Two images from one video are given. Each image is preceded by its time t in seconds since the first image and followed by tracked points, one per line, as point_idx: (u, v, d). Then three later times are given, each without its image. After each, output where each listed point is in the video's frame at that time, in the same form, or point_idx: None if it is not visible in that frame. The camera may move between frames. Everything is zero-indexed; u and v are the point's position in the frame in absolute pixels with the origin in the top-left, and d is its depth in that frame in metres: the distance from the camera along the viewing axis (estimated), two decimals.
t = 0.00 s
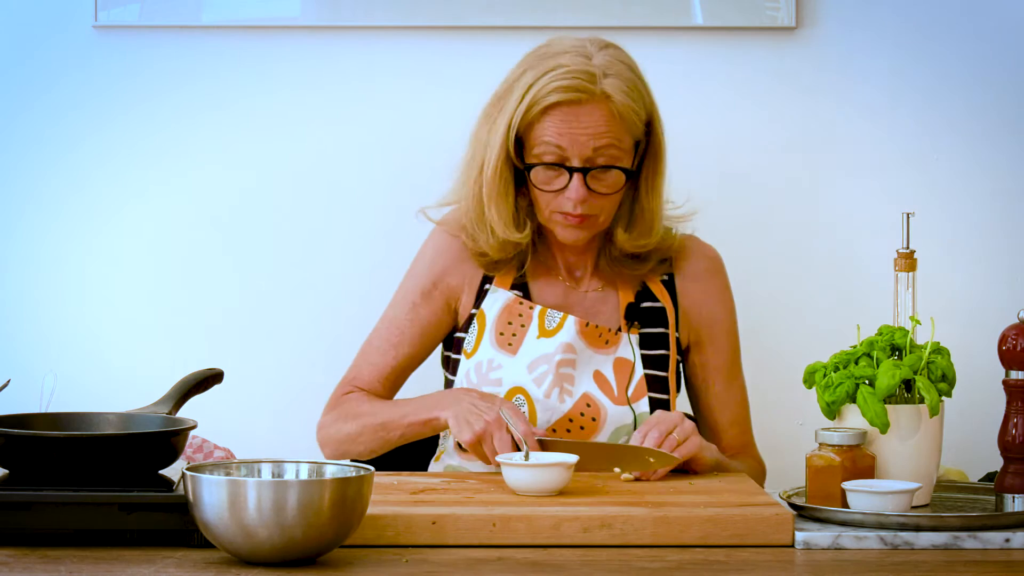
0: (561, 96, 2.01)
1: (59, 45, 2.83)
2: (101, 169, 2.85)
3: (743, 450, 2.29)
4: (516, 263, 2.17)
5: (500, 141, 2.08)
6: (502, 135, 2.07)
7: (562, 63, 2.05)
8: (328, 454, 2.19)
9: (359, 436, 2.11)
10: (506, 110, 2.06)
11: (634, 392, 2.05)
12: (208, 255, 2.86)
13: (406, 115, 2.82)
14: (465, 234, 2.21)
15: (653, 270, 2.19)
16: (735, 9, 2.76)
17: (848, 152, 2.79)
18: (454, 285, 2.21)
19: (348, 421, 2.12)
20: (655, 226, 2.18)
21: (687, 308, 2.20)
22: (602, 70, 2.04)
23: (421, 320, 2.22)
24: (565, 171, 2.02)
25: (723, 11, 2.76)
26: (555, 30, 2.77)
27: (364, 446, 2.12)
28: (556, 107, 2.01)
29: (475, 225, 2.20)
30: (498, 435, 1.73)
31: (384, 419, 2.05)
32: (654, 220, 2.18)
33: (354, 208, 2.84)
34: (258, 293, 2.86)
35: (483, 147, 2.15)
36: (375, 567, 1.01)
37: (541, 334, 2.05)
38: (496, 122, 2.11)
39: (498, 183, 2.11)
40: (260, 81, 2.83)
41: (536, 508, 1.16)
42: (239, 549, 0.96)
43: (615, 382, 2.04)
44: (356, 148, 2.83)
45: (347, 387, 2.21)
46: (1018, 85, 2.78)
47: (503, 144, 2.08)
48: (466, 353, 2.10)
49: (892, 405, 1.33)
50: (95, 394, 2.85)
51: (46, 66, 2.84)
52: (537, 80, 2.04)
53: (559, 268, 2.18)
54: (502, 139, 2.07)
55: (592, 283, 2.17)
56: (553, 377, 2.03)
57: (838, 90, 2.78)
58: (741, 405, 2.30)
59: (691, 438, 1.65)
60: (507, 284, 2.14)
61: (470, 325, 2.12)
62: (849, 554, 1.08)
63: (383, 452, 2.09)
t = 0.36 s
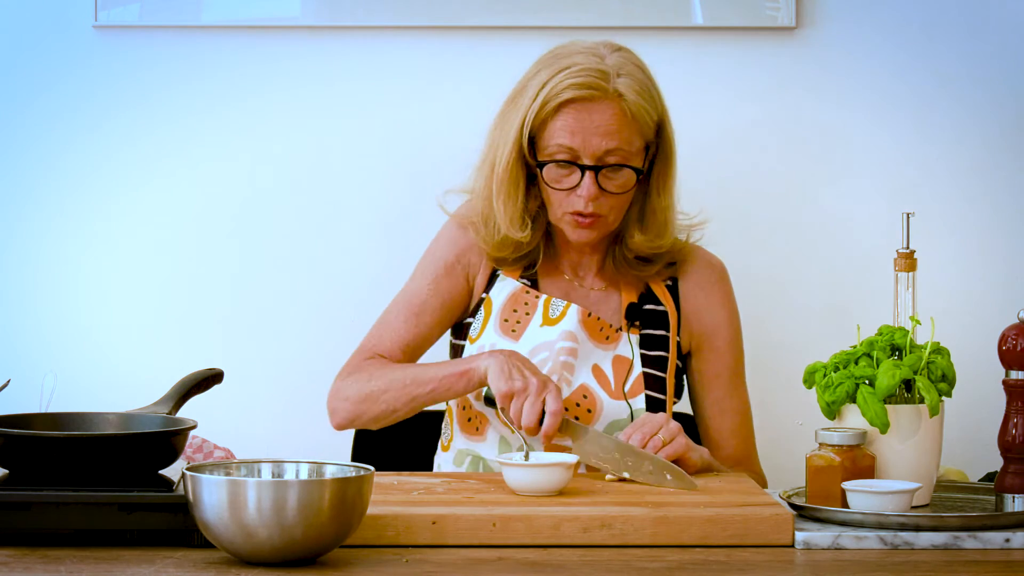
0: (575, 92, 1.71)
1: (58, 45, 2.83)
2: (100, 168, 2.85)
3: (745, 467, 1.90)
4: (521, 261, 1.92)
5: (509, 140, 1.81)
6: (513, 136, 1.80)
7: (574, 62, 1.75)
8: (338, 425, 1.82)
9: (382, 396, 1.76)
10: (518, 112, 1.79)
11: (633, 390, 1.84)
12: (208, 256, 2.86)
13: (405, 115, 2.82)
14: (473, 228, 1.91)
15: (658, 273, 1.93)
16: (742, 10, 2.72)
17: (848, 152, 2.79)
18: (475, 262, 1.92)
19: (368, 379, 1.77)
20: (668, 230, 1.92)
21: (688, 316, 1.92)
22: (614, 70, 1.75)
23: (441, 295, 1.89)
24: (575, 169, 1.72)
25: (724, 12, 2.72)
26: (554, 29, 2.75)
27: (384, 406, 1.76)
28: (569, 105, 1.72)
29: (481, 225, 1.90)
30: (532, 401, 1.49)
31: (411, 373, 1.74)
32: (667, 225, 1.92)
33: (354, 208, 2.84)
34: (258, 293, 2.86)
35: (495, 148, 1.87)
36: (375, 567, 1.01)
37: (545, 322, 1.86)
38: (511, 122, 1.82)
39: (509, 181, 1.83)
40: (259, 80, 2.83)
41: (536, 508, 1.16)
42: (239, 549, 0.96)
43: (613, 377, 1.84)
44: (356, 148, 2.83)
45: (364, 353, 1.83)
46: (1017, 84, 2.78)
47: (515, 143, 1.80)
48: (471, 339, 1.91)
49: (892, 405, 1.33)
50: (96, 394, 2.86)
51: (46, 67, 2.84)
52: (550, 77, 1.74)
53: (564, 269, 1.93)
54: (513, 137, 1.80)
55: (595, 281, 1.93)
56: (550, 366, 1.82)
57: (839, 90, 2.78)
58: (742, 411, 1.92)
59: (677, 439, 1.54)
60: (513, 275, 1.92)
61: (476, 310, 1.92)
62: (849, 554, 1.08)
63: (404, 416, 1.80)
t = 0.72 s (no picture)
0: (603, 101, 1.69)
1: (57, 45, 2.83)
2: (100, 168, 2.85)
3: (757, 475, 1.89)
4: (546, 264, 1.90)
5: (539, 146, 1.78)
6: (542, 141, 1.77)
7: (603, 70, 1.73)
8: (341, 399, 1.81)
9: (389, 376, 1.75)
10: (546, 118, 1.76)
11: (650, 395, 1.81)
12: (208, 256, 2.86)
13: (405, 114, 2.82)
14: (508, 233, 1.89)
15: (683, 281, 1.91)
16: (743, 10, 2.72)
17: (848, 152, 2.79)
18: (499, 254, 1.93)
19: (378, 358, 1.76)
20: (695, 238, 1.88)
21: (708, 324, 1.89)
22: (643, 78, 1.72)
23: (462, 283, 1.90)
24: (601, 178, 1.70)
25: (724, 11, 2.72)
26: (553, 29, 2.75)
27: (390, 387, 1.75)
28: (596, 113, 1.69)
29: (518, 232, 1.87)
30: (541, 404, 1.49)
31: (420, 360, 1.74)
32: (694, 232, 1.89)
33: (354, 208, 2.84)
34: (258, 293, 2.86)
35: (525, 152, 1.84)
36: (375, 567, 1.01)
37: (563, 320, 1.84)
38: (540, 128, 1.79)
39: (540, 189, 1.81)
40: (259, 80, 2.82)
41: (536, 508, 1.16)
42: (239, 549, 0.96)
43: (630, 381, 1.82)
44: (356, 148, 2.83)
45: (379, 329, 1.83)
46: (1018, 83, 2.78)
47: (544, 149, 1.77)
48: (488, 333, 1.90)
49: (892, 405, 1.33)
50: (96, 395, 2.86)
51: (46, 67, 2.84)
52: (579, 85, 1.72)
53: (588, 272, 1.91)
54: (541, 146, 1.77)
55: (619, 284, 1.90)
56: (567, 365, 1.82)
57: (838, 90, 2.78)
58: (759, 418, 1.89)
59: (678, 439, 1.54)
60: (536, 275, 1.89)
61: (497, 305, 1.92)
62: (850, 554, 1.08)
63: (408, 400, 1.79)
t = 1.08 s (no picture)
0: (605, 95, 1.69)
1: (58, 45, 2.83)
2: (101, 168, 2.85)
3: (759, 478, 1.87)
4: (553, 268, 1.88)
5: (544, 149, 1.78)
6: (546, 145, 1.77)
7: (603, 67, 1.73)
8: (336, 392, 1.80)
9: (384, 370, 1.75)
10: (549, 120, 1.76)
11: (653, 400, 1.80)
12: (208, 256, 2.86)
13: (405, 114, 2.82)
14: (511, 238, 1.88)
15: (688, 283, 1.89)
16: (743, 11, 2.72)
17: (847, 152, 2.79)
18: (501, 255, 1.93)
19: (374, 351, 1.76)
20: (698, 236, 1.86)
21: (713, 325, 1.87)
22: (644, 73, 1.73)
23: (463, 282, 1.90)
24: (611, 172, 1.70)
25: (724, 11, 2.72)
26: (553, 29, 2.75)
27: (386, 380, 1.75)
28: (599, 108, 1.70)
29: (521, 238, 1.86)
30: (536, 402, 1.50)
31: (416, 355, 1.74)
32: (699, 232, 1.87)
33: (354, 208, 2.84)
34: (258, 293, 2.86)
35: (528, 157, 1.84)
36: (376, 567, 1.01)
37: (565, 322, 1.83)
38: (543, 131, 1.80)
39: (544, 193, 1.81)
40: (258, 81, 2.82)
41: (535, 508, 1.16)
42: (239, 549, 0.96)
43: (634, 384, 1.80)
44: (356, 148, 2.83)
45: (377, 323, 1.84)
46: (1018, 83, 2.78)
47: (549, 151, 1.78)
48: (490, 333, 1.90)
49: (892, 405, 1.33)
50: (96, 394, 2.86)
51: (46, 67, 2.84)
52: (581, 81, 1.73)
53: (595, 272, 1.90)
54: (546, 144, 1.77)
55: (625, 287, 1.89)
56: (570, 367, 1.80)
57: (838, 89, 2.78)
58: (764, 421, 1.87)
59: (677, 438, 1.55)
60: (541, 277, 1.88)
61: (499, 305, 1.91)
62: (850, 554, 1.08)
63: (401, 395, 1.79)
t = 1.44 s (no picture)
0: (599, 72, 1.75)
1: (58, 45, 2.83)
2: (100, 168, 2.85)
3: (759, 477, 1.87)
4: (553, 268, 1.87)
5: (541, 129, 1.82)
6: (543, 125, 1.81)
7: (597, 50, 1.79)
8: (327, 392, 1.80)
9: (375, 369, 1.75)
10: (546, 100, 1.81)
11: (653, 398, 1.79)
12: (208, 255, 2.86)
13: (405, 114, 2.82)
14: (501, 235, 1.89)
15: (688, 280, 1.89)
16: (744, 10, 2.72)
17: (847, 152, 2.79)
18: (496, 256, 1.93)
19: (365, 350, 1.77)
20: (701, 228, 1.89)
21: (712, 324, 1.87)
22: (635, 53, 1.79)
23: (455, 282, 1.92)
24: (609, 144, 1.73)
25: (724, 11, 2.72)
26: (553, 29, 2.75)
27: (377, 379, 1.75)
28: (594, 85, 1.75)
29: (511, 231, 1.88)
30: (524, 406, 1.51)
31: (407, 355, 1.74)
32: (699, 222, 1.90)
33: (354, 208, 2.84)
34: (258, 293, 2.86)
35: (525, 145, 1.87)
36: (376, 567, 1.01)
37: (564, 321, 1.81)
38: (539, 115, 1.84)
39: (543, 174, 1.83)
40: (258, 81, 2.82)
41: (536, 508, 1.15)
42: (240, 549, 0.96)
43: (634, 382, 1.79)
44: (356, 148, 2.83)
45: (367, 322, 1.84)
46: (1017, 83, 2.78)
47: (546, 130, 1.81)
48: (488, 334, 1.88)
49: (892, 405, 1.33)
50: (96, 394, 2.86)
51: (46, 67, 2.83)
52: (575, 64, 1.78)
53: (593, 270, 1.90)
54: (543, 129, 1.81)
55: (625, 286, 1.88)
56: (570, 366, 1.79)
57: (838, 89, 2.78)
58: (765, 421, 1.88)
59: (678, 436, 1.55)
60: (540, 282, 1.86)
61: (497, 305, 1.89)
62: (850, 554, 1.08)
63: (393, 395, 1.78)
